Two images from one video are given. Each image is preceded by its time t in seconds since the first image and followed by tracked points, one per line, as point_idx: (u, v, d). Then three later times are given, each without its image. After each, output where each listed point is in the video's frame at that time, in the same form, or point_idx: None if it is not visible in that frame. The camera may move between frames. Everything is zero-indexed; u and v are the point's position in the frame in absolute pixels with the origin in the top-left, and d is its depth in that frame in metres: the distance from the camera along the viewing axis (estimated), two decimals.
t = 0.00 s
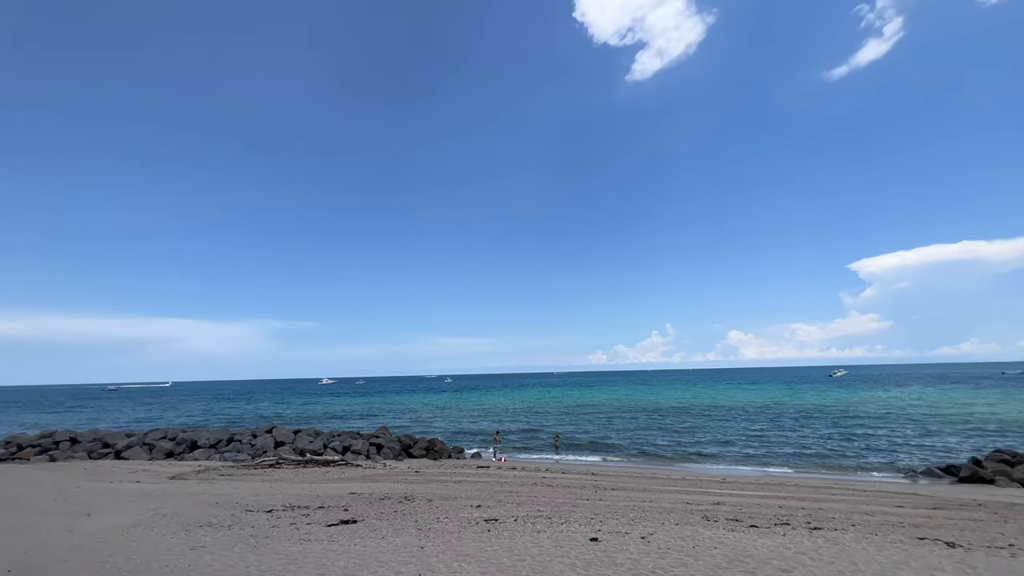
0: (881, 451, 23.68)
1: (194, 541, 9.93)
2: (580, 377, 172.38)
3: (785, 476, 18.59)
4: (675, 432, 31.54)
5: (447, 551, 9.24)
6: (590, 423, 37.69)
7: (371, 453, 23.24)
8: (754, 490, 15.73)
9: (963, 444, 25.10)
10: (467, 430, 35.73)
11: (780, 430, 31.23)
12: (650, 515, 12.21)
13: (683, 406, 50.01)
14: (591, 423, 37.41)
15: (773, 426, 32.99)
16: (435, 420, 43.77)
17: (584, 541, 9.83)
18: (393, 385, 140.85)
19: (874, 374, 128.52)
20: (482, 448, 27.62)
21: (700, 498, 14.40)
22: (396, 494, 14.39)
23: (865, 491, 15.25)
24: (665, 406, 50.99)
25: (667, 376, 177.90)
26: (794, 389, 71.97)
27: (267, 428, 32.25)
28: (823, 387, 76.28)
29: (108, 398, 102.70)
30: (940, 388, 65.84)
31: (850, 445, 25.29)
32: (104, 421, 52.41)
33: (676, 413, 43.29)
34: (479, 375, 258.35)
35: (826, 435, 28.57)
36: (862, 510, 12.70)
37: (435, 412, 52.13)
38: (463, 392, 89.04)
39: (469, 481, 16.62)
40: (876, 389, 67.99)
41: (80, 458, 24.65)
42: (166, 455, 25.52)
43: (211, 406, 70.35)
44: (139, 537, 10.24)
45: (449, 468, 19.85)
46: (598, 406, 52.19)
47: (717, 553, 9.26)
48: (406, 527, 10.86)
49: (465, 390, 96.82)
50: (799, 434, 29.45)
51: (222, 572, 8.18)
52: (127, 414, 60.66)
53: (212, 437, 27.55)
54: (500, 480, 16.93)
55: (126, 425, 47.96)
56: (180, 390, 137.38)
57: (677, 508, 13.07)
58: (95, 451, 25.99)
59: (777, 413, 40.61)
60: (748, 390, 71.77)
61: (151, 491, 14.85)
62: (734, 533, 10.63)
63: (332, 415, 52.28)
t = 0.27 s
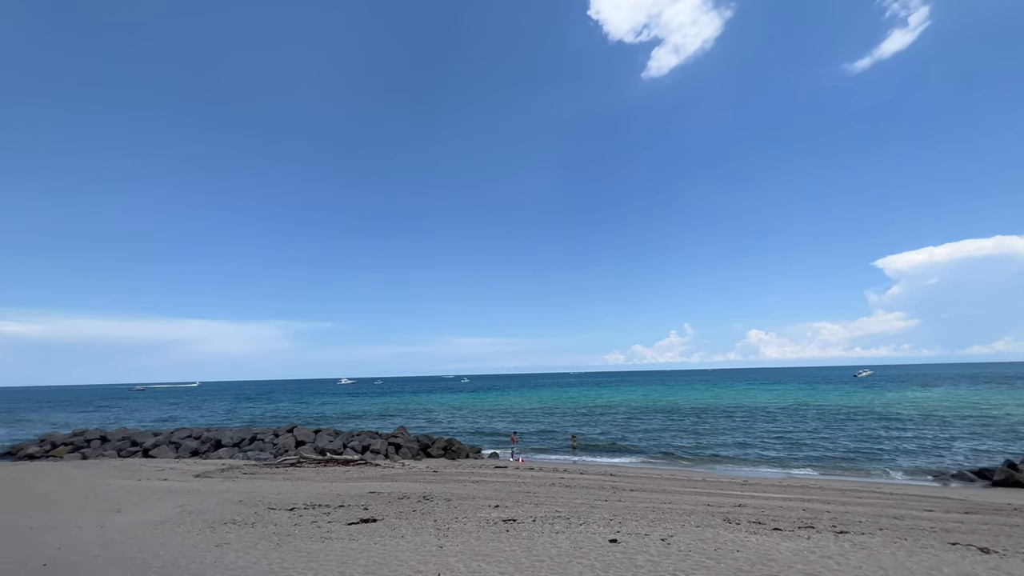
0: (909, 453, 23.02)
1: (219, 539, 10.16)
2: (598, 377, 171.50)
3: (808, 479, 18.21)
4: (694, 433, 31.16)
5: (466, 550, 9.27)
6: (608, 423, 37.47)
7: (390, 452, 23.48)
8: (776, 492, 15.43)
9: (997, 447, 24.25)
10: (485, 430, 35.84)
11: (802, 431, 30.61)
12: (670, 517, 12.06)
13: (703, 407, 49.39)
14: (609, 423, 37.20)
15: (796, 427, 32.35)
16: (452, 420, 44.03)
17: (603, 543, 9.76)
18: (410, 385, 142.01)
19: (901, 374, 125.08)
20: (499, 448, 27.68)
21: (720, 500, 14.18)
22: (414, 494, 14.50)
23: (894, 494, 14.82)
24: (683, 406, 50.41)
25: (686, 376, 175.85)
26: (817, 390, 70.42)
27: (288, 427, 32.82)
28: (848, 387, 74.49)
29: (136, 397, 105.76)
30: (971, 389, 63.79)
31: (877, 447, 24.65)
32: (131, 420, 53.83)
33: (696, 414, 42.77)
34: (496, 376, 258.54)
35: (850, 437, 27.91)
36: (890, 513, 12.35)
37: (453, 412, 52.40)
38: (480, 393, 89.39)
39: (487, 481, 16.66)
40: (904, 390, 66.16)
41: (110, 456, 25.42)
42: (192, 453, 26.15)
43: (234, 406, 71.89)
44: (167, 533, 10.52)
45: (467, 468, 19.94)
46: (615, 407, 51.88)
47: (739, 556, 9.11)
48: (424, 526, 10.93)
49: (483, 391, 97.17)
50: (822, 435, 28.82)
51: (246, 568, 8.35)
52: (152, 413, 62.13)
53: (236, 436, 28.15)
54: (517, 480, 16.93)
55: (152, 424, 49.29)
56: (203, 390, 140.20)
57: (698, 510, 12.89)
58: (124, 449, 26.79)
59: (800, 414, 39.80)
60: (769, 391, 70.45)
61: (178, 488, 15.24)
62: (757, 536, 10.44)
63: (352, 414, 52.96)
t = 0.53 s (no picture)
0: (938, 455, 22.31)
1: (242, 535, 10.35)
2: (615, 377, 170.38)
3: (832, 481, 17.81)
4: (713, 434, 30.71)
5: (483, 550, 9.28)
6: (625, 423, 37.19)
7: (407, 451, 23.67)
8: (799, 494, 15.10)
9: None
10: (501, 429, 35.87)
11: (825, 432, 29.94)
12: (690, 518, 11.90)
13: (722, 407, 48.66)
14: (626, 424, 36.91)
15: (818, 428, 31.67)
16: (468, 420, 44.16)
17: (622, 544, 9.68)
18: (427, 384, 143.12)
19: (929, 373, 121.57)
20: (515, 448, 27.67)
21: (741, 501, 13.95)
22: (432, 493, 14.58)
23: (922, 497, 14.39)
24: (702, 406, 49.72)
25: (704, 375, 173.60)
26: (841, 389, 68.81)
27: (307, 426, 33.29)
28: (872, 387, 72.67)
29: (162, 396, 108.54)
30: (1004, 389, 61.62)
31: (903, 448, 23.98)
32: (155, 418, 55.10)
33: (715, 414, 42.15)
34: (511, 375, 258.22)
35: (875, 438, 27.20)
36: (919, 517, 11.99)
37: (469, 411, 52.58)
38: (497, 392, 89.55)
39: (505, 481, 16.66)
40: (932, 390, 64.28)
41: (137, 453, 26.14)
42: (215, 451, 26.73)
43: (256, 405, 73.26)
44: (193, 529, 10.77)
45: (484, 467, 19.97)
46: (632, 407, 51.46)
47: (761, 558, 8.94)
48: (442, 525, 10.99)
49: (500, 390, 97.34)
50: (846, 436, 28.13)
51: (269, 564, 8.49)
52: (176, 412, 63.44)
53: (257, 434, 28.68)
54: (534, 480, 16.90)
55: (176, 422, 50.44)
56: (225, 390, 142.80)
57: (718, 511, 12.69)
58: (151, 447, 27.50)
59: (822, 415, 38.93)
60: (790, 391, 69.06)
61: (202, 485, 15.59)
62: (779, 539, 10.23)
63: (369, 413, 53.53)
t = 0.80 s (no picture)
0: (969, 457, 21.58)
1: (264, 530, 10.53)
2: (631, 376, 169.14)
3: (855, 483, 17.39)
4: (732, 434, 30.25)
5: (500, 548, 9.29)
6: (642, 423, 36.87)
7: (423, 450, 23.85)
8: (822, 496, 14.76)
9: None
10: (517, 429, 35.85)
11: (848, 433, 29.24)
12: (709, 520, 11.72)
13: (740, 407, 47.89)
14: (643, 423, 36.56)
15: (841, 429, 30.94)
16: (484, 419, 44.26)
17: (640, 545, 9.58)
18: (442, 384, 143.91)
19: (957, 373, 118.26)
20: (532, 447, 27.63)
21: (762, 503, 13.69)
22: (449, 491, 14.64)
23: (952, 501, 13.95)
24: (721, 406, 49.00)
25: (723, 374, 171.33)
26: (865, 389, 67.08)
27: (326, 424, 33.77)
28: (897, 387, 70.75)
29: (186, 395, 111.40)
30: None
31: (931, 450, 23.29)
32: (179, 416, 56.39)
33: (733, 414, 41.52)
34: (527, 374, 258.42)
35: (901, 439, 26.47)
36: (949, 522, 11.61)
37: (485, 410, 52.69)
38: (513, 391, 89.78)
39: (521, 480, 16.65)
40: (961, 390, 62.32)
41: (162, 450, 26.79)
42: (237, 448, 27.29)
43: (275, 403, 74.46)
44: (216, 524, 11.01)
45: (500, 466, 20.00)
46: (649, 406, 51.02)
47: (783, 561, 8.77)
48: (459, 523, 11.02)
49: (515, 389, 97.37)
50: (871, 437, 27.43)
51: (290, 560, 8.63)
52: (198, 410, 64.76)
53: (277, 432, 29.19)
54: (551, 479, 16.85)
55: (199, 419, 51.58)
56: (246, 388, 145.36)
57: (738, 513, 12.46)
58: (176, 443, 28.21)
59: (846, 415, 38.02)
60: (812, 391, 67.52)
61: (225, 481, 15.93)
62: (802, 542, 10.01)
63: (386, 412, 54.01)
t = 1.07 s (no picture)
0: (1001, 460, 20.88)
1: (285, 525, 10.74)
2: (648, 375, 167.63)
3: (881, 485, 16.99)
4: (752, 435, 29.78)
5: (517, 546, 9.31)
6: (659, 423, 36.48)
7: (440, 448, 24.03)
8: (845, 499, 14.45)
9: None
10: (533, 427, 35.86)
11: (873, 434, 28.55)
12: (728, 521, 11.56)
13: (760, 407, 47.16)
14: (660, 423, 36.24)
15: (865, 430, 30.24)
16: (500, 417, 44.36)
17: (658, 545, 9.50)
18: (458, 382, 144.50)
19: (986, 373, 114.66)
20: (548, 446, 27.63)
21: (783, 505, 13.46)
22: (465, 489, 14.70)
23: (983, 505, 13.52)
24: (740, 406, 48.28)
25: (742, 374, 168.78)
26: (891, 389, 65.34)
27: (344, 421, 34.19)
28: (924, 387, 68.82)
29: (208, 392, 113.96)
30: None
31: (959, 452, 22.62)
32: (201, 413, 57.60)
33: (753, 414, 40.91)
34: (543, 373, 258.07)
35: (929, 440, 25.75)
36: (979, 526, 11.26)
37: (500, 409, 52.79)
38: (529, 390, 89.79)
39: (537, 479, 16.66)
40: (991, 390, 60.34)
41: (186, 446, 27.47)
42: (258, 445, 27.81)
43: (295, 401, 75.64)
44: (239, 519, 11.25)
45: (517, 465, 20.03)
46: (666, 406, 50.57)
47: (805, 564, 8.61)
48: (476, 521, 11.07)
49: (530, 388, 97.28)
50: (897, 438, 26.74)
51: (310, 555, 8.78)
52: (220, 407, 66.04)
53: (297, 429, 29.70)
54: (567, 478, 16.82)
55: (221, 416, 52.66)
56: (266, 386, 147.88)
57: (759, 514, 12.26)
58: (199, 440, 28.87)
59: (870, 416, 37.13)
60: (835, 391, 65.95)
61: (247, 477, 16.27)
62: (825, 544, 9.81)
63: (403, 410, 54.55)
